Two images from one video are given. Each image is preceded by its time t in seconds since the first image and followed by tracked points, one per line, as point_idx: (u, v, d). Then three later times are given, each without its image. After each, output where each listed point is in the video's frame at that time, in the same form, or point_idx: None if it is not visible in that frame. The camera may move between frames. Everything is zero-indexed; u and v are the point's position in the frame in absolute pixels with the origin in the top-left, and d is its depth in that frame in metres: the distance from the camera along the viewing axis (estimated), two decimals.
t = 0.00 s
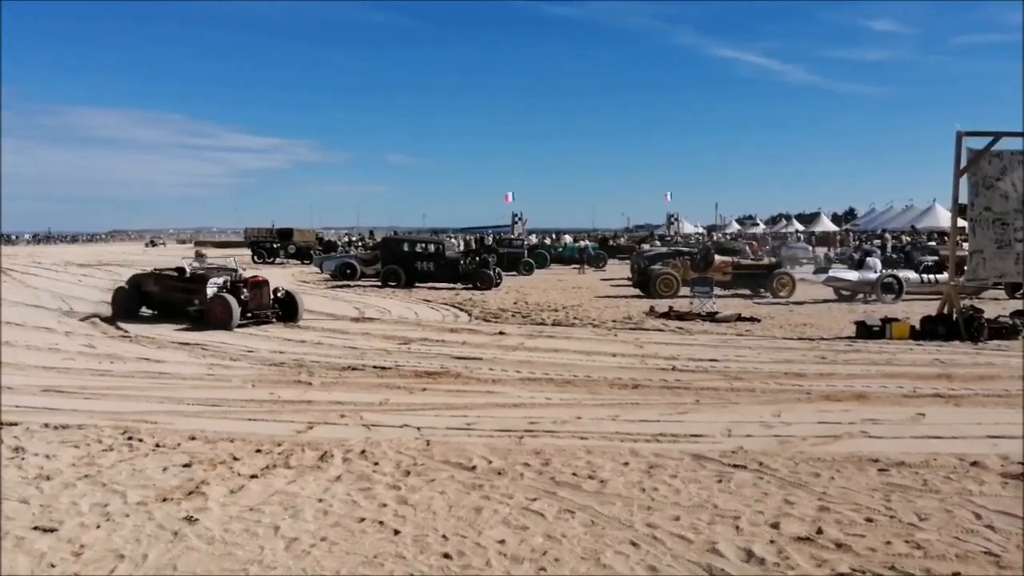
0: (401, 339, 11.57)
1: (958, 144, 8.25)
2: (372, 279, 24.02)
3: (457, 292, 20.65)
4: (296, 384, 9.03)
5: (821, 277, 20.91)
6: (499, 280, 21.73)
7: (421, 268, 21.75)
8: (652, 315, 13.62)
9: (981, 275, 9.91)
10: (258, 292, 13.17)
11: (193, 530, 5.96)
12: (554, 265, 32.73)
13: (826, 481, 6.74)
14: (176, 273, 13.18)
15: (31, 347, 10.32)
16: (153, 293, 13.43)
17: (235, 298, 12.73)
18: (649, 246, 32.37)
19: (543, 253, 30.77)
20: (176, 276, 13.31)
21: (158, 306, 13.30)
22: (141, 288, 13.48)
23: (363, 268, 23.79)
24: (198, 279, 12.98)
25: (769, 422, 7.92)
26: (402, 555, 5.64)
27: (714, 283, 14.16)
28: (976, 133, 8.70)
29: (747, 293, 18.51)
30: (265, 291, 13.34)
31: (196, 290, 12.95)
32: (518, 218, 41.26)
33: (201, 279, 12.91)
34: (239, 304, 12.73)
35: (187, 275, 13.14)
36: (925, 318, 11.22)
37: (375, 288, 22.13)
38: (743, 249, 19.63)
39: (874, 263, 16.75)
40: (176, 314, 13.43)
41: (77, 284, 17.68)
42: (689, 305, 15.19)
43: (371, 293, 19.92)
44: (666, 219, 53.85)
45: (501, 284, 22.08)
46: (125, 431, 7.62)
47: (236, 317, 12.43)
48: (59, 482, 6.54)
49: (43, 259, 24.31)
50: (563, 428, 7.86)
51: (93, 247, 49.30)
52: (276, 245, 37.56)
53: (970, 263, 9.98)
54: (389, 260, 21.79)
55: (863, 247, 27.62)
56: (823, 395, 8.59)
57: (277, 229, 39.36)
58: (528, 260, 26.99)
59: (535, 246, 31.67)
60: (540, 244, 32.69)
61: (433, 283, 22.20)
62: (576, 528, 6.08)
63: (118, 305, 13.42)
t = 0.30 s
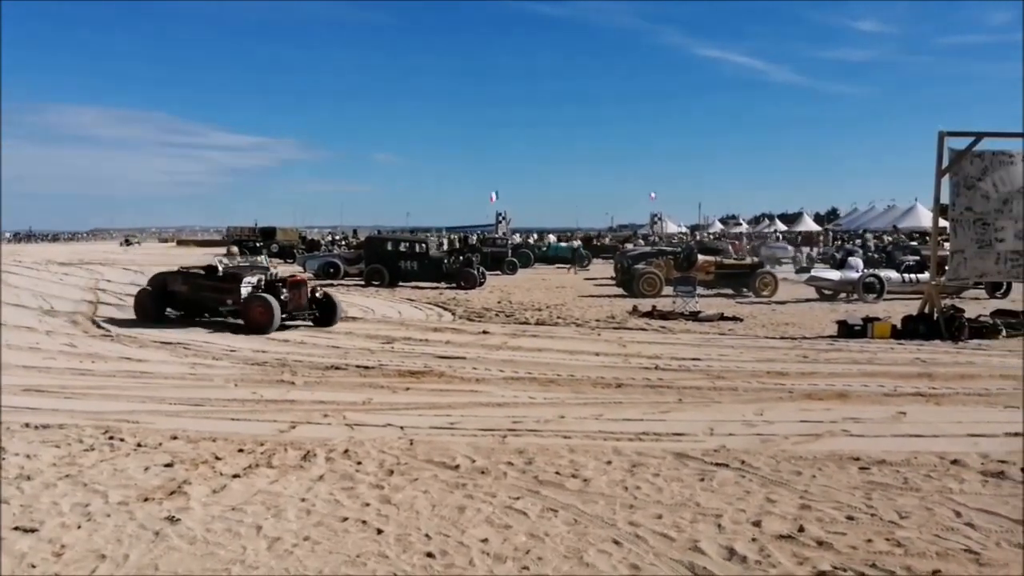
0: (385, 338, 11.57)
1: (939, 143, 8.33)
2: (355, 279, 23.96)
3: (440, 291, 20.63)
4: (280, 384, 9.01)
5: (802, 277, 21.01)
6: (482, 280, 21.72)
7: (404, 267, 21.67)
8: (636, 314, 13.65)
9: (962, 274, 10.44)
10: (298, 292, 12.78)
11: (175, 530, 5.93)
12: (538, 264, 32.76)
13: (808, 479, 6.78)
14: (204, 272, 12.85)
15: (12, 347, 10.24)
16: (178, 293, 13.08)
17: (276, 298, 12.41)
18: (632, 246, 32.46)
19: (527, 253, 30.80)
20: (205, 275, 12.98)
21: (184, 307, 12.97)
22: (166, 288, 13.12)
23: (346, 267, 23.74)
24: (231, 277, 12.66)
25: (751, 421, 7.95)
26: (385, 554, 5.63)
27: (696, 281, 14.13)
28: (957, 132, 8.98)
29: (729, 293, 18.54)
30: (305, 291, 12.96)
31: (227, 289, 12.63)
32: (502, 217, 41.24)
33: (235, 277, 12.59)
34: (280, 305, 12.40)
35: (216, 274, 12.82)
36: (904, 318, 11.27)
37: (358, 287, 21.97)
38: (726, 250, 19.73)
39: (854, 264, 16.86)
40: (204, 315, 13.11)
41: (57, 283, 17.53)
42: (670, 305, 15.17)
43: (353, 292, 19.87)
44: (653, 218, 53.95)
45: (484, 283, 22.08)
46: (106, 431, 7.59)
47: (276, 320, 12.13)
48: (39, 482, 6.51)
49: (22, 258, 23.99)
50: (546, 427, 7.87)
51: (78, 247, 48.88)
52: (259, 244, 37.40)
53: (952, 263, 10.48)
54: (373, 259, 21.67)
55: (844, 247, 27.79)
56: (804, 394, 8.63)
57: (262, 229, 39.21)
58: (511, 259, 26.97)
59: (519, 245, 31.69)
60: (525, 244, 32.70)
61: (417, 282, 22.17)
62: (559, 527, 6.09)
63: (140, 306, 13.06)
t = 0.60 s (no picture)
0: (366, 337, 11.56)
1: (917, 145, 8.44)
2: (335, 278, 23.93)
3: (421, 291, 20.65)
4: (260, 383, 8.99)
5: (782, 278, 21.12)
6: (463, 279, 21.72)
7: (385, 267, 21.68)
8: (616, 314, 13.70)
9: (939, 274, 10.72)
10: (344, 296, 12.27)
11: (154, 531, 5.91)
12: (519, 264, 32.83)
13: (786, 478, 6.81)
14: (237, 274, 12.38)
15: None
16: (208, 297, 12.59)
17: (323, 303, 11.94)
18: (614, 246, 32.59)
19: (508, 252, 30.85)
20: (238, 278, 12.50)
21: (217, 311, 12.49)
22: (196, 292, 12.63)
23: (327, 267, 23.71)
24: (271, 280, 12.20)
25: (730, 420, 7.98)
26: (365, 554, 5.63)
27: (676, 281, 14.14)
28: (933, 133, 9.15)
29: (709, 292, 18.65)
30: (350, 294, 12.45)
31: (264, 292, 12.17)
32: (485, 217, 41.25)
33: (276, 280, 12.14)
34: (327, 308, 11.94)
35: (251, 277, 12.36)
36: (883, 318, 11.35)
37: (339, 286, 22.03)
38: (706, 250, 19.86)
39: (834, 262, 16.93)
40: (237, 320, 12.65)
41: (34, 283, 17.39)
42: (651, 304, 15.20)
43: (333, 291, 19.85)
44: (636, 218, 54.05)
45: (466, 282, 22.17)
46: (84, 431, 7.55)
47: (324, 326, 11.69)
48: (16, 482, 6.47)
49: None
50: (526, 426, 7.88)
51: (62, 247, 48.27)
52: (238, 243, 37.21)
53: (928, 263, 10.76)
54: (353, 259, 21.64)
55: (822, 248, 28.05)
56: (783, 393, 8.67)
57: (244, 228, 39.02)
58: (492, 258, 26.97)
59: (501, 245, 31.74)
60: (506, 244, 32.73)
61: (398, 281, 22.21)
62: (539, 526, 6.10)
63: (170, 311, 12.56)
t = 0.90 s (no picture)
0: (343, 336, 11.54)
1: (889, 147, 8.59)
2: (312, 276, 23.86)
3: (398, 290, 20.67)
4: (236, 383, 8.96)
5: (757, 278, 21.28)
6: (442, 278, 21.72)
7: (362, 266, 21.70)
8: (593, 313, 13.77)
9: (912, 275, 10.75)
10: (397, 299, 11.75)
11: (127, 531, 5.88)
12: (498, 263, 32.92)
13: (761, 476, 6.87)
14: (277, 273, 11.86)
15: None
16: (246, 298, 12.08)
17: (377, 305, 11.44)
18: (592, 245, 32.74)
19: (486, 251, 30.90)
20: (277, 277, 11.97)
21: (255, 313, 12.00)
22: (234, 293, 12.12)
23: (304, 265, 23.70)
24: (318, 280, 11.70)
25: (706, 418, 8.03)
26: (341, 554, 5.62)
27: (653, 280, 14.18)
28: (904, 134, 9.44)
29: (685, 292, 18.76)
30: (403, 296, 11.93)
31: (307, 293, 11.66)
32: (463, 216, 41.25)
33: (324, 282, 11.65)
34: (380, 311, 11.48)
35: (293, 276, 11.84)
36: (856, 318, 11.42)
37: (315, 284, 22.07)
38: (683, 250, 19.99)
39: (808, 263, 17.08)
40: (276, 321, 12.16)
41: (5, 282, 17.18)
42: (628, 304, 15.25)
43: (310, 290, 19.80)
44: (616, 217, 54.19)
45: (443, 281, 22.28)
46: (57, 431, 7.49)
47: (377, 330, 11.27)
48: None
49: None
50: (504, 425, 7.89)
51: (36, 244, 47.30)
52: (214, 241, 36.92)
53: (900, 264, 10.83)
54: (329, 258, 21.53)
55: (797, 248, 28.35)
56: (759, 391, 8.73)
57: (221, 226, 38.77)
58: (470, 257, 26.97)
59: (479, 244, 31.81)
60: (484, 243, 32.74)
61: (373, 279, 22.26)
62: (516, 525, 6.11)
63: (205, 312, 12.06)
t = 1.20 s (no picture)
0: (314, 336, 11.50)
1: (856, 150, 8.75)
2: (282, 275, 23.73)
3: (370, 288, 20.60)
4: (205, 382, 8.90)
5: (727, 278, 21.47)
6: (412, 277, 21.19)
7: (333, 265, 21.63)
8: (564, 312, 13.83)
9: (878, 276, 10.80)
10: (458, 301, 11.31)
11: (93, 532, 5.82)
12: (470, 263, 32.97)
13: (729, 474, 6.94)
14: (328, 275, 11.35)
15: None
16: (293, 302, 11.53)
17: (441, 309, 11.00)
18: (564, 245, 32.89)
19: (458, 250, 30.93)
20: (325, 278, 11.46)
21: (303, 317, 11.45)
22: (280, 296, 11.56)
23: (273, 264, 23.59)
24: (374, 282, 11.23)
25: (674, 417, 8.10)
26: (310, 553, 5.60)
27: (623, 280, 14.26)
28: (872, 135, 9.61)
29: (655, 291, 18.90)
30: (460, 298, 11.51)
31: (362, 296, 11.17)
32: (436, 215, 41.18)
33: (381, 284, 11.17)
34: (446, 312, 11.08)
35: (346, 278, 11.34)
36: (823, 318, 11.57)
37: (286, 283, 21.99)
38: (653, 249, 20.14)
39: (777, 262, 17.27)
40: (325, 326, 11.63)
41: None
42: (599, 303, 15.30)
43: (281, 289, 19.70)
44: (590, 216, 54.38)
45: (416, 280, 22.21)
46: (22, 432, 7.40)
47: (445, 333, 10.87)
48: None
49: None
50: (474, 424, 7.91)
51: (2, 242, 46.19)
52: (183, 239, 36.54)
53: (866, 264, 10.87)
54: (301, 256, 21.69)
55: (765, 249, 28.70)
56: (727, 390, 8.81)
57: (191, 224, 38.38)
58: (442, 256, 26.93)
59: (451, 244, 31.84)
60: (456, 242, 32.76)
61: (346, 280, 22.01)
62: (486, 524, 6.13)
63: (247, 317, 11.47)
